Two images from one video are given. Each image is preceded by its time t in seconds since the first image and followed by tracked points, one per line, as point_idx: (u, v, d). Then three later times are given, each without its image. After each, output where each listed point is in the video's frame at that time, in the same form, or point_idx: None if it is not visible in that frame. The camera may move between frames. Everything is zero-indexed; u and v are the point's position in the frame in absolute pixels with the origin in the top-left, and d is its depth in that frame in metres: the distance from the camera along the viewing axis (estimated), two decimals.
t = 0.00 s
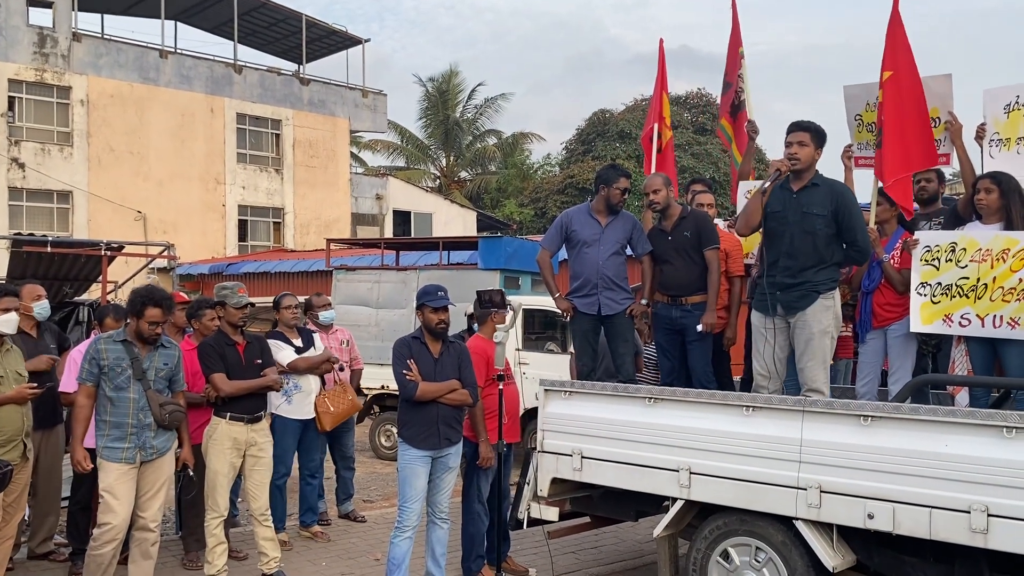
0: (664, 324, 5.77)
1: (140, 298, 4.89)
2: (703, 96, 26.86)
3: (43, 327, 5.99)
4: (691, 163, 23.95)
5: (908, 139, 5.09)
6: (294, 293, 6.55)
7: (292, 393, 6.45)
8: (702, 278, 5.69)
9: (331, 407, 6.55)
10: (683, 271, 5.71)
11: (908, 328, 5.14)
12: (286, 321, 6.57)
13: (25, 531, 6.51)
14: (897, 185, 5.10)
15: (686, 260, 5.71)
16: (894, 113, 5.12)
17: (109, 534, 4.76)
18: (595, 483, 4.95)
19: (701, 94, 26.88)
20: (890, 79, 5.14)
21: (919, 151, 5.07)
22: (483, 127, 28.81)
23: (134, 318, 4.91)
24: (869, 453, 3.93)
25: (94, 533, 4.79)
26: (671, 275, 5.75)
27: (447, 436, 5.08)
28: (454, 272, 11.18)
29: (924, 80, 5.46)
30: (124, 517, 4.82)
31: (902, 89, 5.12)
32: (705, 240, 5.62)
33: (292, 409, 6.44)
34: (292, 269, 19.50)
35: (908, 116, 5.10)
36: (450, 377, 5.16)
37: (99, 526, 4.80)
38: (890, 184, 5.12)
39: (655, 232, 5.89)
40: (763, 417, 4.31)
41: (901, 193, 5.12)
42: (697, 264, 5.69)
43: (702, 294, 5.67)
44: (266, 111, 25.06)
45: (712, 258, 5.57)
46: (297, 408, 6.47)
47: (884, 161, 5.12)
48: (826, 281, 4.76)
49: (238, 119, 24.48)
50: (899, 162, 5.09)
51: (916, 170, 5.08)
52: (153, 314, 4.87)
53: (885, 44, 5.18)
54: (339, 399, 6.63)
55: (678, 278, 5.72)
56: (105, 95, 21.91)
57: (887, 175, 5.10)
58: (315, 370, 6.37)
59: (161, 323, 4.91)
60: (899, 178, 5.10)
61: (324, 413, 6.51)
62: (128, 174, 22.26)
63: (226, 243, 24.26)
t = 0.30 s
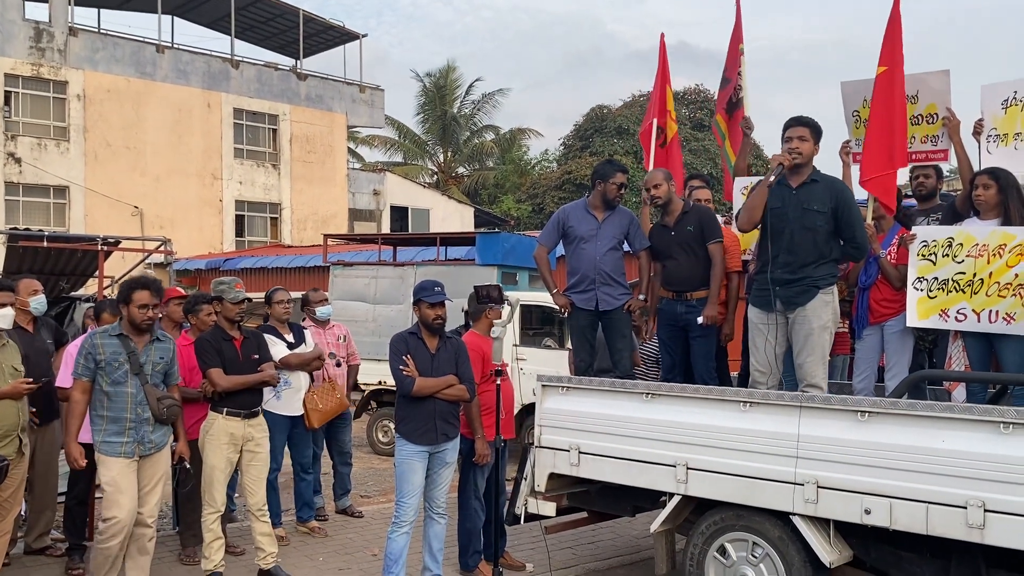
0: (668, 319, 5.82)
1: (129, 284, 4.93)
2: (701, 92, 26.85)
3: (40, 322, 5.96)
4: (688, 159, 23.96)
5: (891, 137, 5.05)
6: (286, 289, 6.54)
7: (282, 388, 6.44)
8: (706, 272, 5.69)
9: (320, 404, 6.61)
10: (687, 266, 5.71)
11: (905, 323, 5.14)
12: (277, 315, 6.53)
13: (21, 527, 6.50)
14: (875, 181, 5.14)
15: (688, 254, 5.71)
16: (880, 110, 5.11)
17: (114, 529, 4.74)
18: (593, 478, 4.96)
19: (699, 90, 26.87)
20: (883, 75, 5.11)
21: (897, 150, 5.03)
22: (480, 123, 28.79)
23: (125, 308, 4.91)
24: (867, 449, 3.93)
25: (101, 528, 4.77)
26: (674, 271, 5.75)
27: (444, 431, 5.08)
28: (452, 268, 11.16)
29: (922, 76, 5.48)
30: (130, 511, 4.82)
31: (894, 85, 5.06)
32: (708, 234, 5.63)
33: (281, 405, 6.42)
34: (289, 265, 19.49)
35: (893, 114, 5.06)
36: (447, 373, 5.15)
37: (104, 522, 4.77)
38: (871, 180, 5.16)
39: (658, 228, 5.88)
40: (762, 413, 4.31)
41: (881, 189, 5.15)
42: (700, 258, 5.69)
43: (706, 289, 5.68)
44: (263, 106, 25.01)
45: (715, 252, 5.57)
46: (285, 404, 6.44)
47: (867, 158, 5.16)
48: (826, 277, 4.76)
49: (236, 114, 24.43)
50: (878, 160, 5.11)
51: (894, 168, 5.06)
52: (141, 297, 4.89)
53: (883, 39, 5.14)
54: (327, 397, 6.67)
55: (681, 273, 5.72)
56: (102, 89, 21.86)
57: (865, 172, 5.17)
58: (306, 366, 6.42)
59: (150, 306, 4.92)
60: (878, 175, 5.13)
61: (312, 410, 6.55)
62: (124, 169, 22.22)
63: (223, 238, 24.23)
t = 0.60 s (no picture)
0: (676, 315, 5.77)
1: (119, 275, 4.94)
2: (700, 88, 26.80)
3: (36, 316, 5.95)
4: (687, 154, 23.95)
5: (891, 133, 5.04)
6: (281, 284, 6.53)
7: (274, 385, 6.51)
8: (714, 267, 5.65)
9: (312, 401, 6.59)
10: (694, 261, 5.67)
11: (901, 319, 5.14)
12: (272, 310, 6.54)
13: (18, 522, 6.50)
14: (874, 177, 5.13)
15: (696, 247, 5.68)
16: (881, 105, 5.09)
17: (112, 525, 4.77)
18: (590, 473, 4.96)
19: (697, 86, 26.84)
20: (884, 69, 5.08)
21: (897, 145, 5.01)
22: (478, 118, 28.75)
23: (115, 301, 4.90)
24: (863, 443, 3.93)
25: (97, 526, 4.79)
26: (682, 265, 5.71)
27: (441, 426, 5.08)
28: (451, 263, 11.16)
29: (919, 71, 5.48)
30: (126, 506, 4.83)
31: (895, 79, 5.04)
32: (716, 229, 5.61)
33: (275, 402, 6.50)
34: (287, 260, 19.47)
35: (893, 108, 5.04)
36: (444, 368, 5.15)
37: (100, 520, 4.80)
38: (871, 175, 5.15)
39: (663, 222, 5.87)
40: (758, 408, 4.31)
41: (881, 185, 5.13)
42: (708, 251, 5.66)
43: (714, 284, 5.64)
44: (261, 101, 24.97)
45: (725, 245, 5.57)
46: (279, 400, 6.52)
47: (866, 153, 5.16)
48: (825, 272, 4.78)
49: (233, 109, 24.38)
50: (877, 157, 5.10)
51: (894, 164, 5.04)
52: (131, 286, 4.89)
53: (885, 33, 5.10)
54: (320, 394, 6.64)
55: (690, 267, 5.68)
56: (99, 84, 21.81)
57: (864, 168, 5.16)
58: (300, 364, 6.45)
59: (140, 295, 4.92)
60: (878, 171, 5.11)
61: (304, 407, 6.53)
62: (122, 164, 22.18)
63: (221, 233, 24.21)
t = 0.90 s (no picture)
0: (680, 308, 5.78)
1: (106, 269, 4.91)
2: (699, 83, 26.77)
3: (32, 312, 5.94)
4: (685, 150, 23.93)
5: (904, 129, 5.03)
6: (278, 281, 6.55)
7: (271, 381, 6.53)
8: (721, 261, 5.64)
9: (310, 397, 6.55)
10: (700, 254, 5.65)
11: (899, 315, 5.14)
12: (268, 307, 6.55)
13: (16, 517, 6.50)
14: (889, 174, 5.11)
15: (703, 240, 5.65)
16: (891, 102, 5.09)
17: (103, 518, 4.78)
18: (588, 469, 4.96)
19: (696, 82, 26.81)
20: (893, 66, 5.09)
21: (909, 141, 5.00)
22: (477, 114, 28.72)
23: (104, 294, 4.89)
24: (861, 439, 3.93)
25: (90, 520, 4.80)
26: (691, 258, 5.69)
27: (439, 422, 5.08)
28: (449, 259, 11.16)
29: (920, 67, 5.43)
30: (115, 499, 4.85)
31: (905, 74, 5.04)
32: (725, 222, 5.57)
33: (272, 398, 6.52)
34: (285, 256, 19.46)
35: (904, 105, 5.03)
36: (441, 364, 5.15)
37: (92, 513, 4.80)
38: (887, 172, 5.12)
39: (671, 215, 5.83)
40: (756, 404, 4.31)
41: (898, 182, 5.09)
42: (715, 245, 5.63)
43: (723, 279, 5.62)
44: (259, 97, 24.93)
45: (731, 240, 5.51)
46: (276, 397, 6.54)
47: (880, 150, 5.14)
48: (822, 268, 4.78)
49: (231, 105, 24.34)
50: (890, 153, 5.09)
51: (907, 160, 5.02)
52: (120, 278, 4.87)
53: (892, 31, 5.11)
54: (318, 389, 6.61)
55: (697, 260, 5.66)
56: (97, 80, 21.76)
57: (879, 166, 5.15)
58: (297, 361, 6.53)
59: (130, 286, 4.91)
60: (893, 168, 5.09)
61: (302, 403, 6.51)
62: (120, 160, 22.15)
63: (219, 229, 24.18)
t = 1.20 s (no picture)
0: (677, 304, 5.78)
1: (95, 263, 4.93)
2: (698, 80, 26.77)
3: (31, 308, 5.92)
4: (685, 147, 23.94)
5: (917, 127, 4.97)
6: (278, 277, 6.52)
7: (274, 377, 6.47)
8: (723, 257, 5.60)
9: (312, 392, 6.62)
10: (700, 250, 5.65)
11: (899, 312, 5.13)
12: (269, 304, 6.52)
13: (14, 514, 6.50)
14: (900, 172, 5.04)
15: (704, 237, 5.65)
16: (902, 98, 5.01)
17: (90, 511, 4.79)
18: (587, 465, 4.96)
19: (696, 78, 26.80)
20: (902, 62, 5.01)
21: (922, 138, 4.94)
22: (476, 111, 28.71)
23: (95, 289, 4.89)
24: (859, 436, 3.93)
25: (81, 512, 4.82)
26: (691, 255, 5.69)
27: (438, 419, 5.08)
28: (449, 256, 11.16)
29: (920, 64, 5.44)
30: (102, 491, 4.85)
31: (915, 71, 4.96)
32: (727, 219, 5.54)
33: (273, 395, 6.45)
34: (284, 252, 19.47)
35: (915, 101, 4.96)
36: (440, 360, 5.14)
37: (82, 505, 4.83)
38: (897, 170, 5.05)
39: (677, 209, 5.86)
40: (755, 400, 4.31)
41: (909, 179, 5.03)
42: (716, 242, 5.61)
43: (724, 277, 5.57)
44: (259, 93, 24.91)
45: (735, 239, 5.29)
46: (278, 393, 6.48)
47: (888, 148, 5.08)
48: (810, 265, 4.77)
49: (230, 101, 24.32)
50: (902, 151, 5.02)
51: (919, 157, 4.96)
52: (109, 272, 4.89)
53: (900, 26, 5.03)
54: (320, 385, 6.68)
55: (697, 257, 5.66)
56: (96, 76, 21.73)
57: (890, 163, 5.06)
58: (299, 356, 6.42)
59: (120, 280, 4.93)
60: (905, 166, 5.02)
61: (304, 399, 6.56)
62: (119, 156, 22.12)
63: (219, 226, 24.17)
